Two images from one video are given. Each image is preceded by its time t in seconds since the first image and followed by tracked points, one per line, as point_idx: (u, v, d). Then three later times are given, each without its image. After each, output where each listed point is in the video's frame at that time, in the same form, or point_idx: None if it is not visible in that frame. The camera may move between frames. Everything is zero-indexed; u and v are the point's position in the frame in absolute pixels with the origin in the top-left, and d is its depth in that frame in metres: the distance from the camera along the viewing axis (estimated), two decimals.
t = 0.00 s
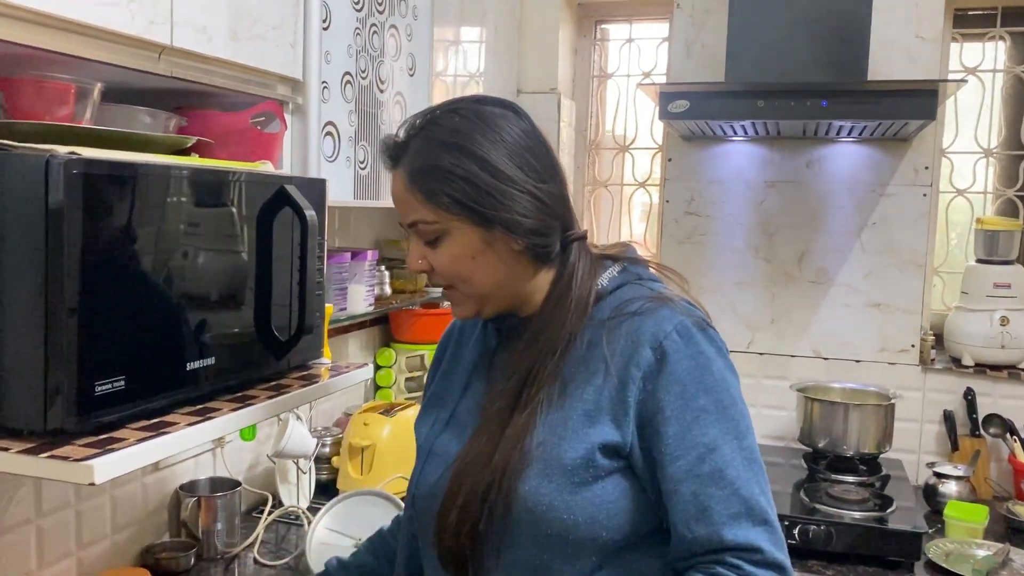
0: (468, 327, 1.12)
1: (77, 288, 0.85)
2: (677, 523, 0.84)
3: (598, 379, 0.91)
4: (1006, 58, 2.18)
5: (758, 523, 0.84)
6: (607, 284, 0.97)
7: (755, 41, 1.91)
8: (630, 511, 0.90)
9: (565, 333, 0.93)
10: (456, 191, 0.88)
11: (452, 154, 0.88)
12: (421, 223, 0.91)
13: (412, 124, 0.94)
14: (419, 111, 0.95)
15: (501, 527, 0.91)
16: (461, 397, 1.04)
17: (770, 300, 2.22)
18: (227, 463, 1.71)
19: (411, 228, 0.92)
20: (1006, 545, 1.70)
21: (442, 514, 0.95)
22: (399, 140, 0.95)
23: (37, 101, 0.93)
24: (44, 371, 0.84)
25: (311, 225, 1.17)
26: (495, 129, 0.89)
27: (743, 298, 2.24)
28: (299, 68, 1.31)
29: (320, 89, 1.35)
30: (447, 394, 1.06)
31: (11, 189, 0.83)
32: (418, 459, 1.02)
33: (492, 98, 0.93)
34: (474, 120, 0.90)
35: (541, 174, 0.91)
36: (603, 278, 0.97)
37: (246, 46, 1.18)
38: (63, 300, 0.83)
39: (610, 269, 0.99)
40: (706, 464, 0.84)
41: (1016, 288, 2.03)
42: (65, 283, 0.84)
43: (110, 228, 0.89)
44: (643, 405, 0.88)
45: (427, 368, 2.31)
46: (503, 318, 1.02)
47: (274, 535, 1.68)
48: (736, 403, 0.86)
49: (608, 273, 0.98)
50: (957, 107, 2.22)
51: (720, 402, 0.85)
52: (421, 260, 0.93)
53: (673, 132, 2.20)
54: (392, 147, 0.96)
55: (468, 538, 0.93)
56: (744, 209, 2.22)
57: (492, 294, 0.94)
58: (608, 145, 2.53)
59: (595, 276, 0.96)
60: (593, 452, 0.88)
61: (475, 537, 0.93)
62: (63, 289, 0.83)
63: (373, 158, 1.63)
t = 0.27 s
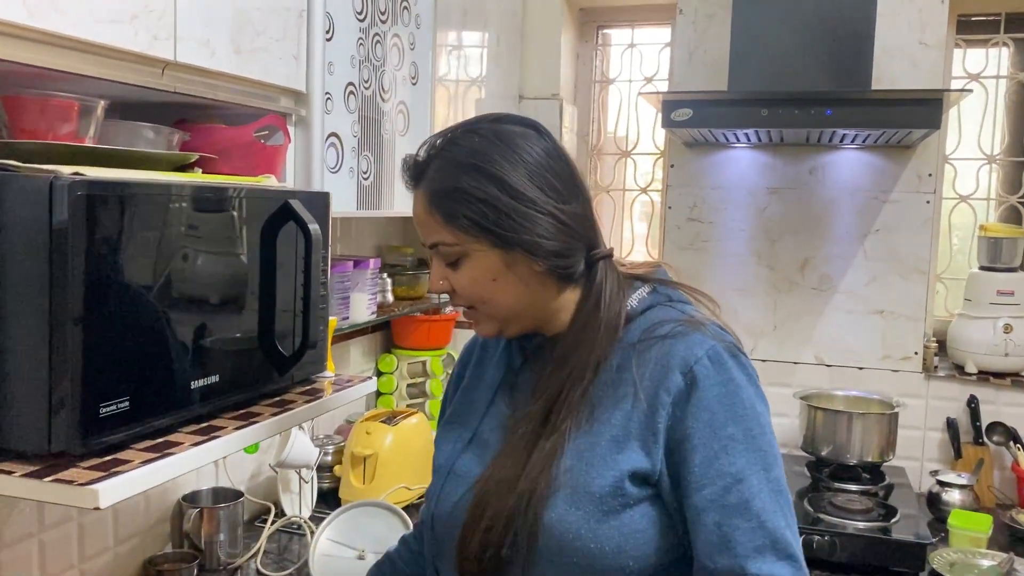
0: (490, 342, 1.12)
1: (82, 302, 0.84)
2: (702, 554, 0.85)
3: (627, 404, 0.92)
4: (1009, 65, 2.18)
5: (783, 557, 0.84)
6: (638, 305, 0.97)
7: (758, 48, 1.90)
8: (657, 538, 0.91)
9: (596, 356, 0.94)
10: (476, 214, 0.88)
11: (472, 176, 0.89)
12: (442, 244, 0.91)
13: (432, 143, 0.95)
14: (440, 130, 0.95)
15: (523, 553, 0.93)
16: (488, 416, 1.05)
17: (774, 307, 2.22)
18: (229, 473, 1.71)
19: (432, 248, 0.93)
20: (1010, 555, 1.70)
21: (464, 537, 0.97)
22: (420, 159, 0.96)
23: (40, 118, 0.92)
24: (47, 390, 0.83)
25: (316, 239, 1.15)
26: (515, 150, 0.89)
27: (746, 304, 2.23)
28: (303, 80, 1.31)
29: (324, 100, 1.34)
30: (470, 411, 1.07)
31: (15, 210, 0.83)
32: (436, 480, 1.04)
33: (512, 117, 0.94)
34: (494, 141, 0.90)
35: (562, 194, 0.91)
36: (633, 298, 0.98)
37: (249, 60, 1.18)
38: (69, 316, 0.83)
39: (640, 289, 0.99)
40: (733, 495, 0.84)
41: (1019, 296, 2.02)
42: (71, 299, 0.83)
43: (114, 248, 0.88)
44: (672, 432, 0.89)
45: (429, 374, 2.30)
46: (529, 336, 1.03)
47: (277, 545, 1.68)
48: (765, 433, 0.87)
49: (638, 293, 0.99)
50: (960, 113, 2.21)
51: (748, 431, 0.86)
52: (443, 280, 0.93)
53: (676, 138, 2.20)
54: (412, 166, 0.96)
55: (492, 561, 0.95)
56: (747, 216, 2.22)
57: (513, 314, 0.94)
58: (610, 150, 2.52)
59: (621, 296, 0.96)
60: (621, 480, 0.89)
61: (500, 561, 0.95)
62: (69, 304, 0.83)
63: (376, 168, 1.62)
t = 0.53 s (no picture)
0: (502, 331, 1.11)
1: (79, 285, 0.82)
2: (721, 546, 0.83)
3: (637, 393, 0.90)
4: (1015, 54, 2.16)
5: (807, 547, 0.83)
6: (649, 291, 0.96)
7: (762, 36, 1.88)
8: (672, 529, 0.90)
9: (606, 344, 0.92)
10: (476, 205, 0.87)
11: (472, 165, 0.87)
12: (444, 233, 0.90)
13: (435, 128, 0.93)
14: (444, 114, 0.93)
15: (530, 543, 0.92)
16: (496, 405, 1.04)
17: (777, 298, 2.20)
18: (229, 463, 1.69)
19: (434, 237, 0.91)
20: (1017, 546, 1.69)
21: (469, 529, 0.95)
22: (424, 143, 0.94)
23: (35, 98, 0.91)
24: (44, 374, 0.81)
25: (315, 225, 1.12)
26: (517, 136, 0.87)
27: (749, 295, 2.22)
28: (303, 64, 1.29)
29: (324, 85, 1.32)
30: (482, 399, 1.07)
31: (9, 190, 0.81)
32: (447, 468, 1.03)
33: (516, 101, 0.91)
34: (496, 127, 0.88)
35: (567, 182, 0.88)
36: (644, 284, 0.97)
37: (249, 42, 1.16)
38: (65, 306, 0.81)
39: (652, 275, 0.98)
40: (753, 484, 0.82)
41: None
42: (68, 289, 0.81)
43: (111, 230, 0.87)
44: (686, 421, 0.87)
45: (430, 366, 2.29)
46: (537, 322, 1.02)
47: (277, 537, 1.66)
48: (785, 421, 0.85)
49: (649, 279, 0.97)
50: (966, 103, 2.20)
51: (768, 420, 0.84)
52: (446, 269, 0.92)
53: (679, 128, 2.18)
54: (416, 151, 0.94)
55: (499, 552, 0.93)
56: (750, 206, 2.20)
57: (517, 304, 0.93)
58: (612, 140, 2.50)
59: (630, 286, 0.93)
60: (631, 469, 0.88)
61: (507, 552, 0.93)
62: (65, 294, 0.81)
63: (377, 155, 1.60)
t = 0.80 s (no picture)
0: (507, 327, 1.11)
1: (70, 278, 0.81)
2: (711, 550, 0.82)
3: (631, 389, 0.88)
4: (1014, 48, 2.15)
5: (801, 555, 0.81)
6: (651, 286, 0.94)
7: (761, 30, 1.87)
8: (665, 530, 0.88)
9: (606, 337, 0.91)
10: (475, 194, 0.86)
11: (471, 153, 0.86)
12: (444, 223, 0.90)
13: (435, 120, 0.92)
14: (444, 105, 0.92)
15: (519, 536, 0.91)
16: (501, 399, 1.04)
17: (775, 293, 2.19)
18: (223, 459, 1.67)
19: (435, 227, 0.91)
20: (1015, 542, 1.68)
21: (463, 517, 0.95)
22: (423, 136, 0.93)
23: (25, 87, 0.89)
24: (33, 369, 0.79)
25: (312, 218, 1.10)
26: (517, 125, 0.86)
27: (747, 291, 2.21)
28: (298, 54, 1.27)
29: (320, 76, 1.31)
30: (488, 392, 1.07)
31: None
32: (450, 457, 1.04)
33: (517, 90, 0.90)
34: (495, 115, 0.86)
35: (569, 170, 0.87)
36: (645, 280, 0.95)
37: (244, 32, 1.14)
38: (55, 301, 0.79)
39: (655, 270, 0.96)
40: (747, 489, 0.80)
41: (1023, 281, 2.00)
42: (58, 283, 0.80)
43: (104, 222, 0.85)
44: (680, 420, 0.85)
45: (426, 361, 2.27)
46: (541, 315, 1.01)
47: (272, 533, 1.64)
48: (785, 424, 0.83)
49: (652, 275, 0.95)
50: (964, 97, 2.19)
51: (767, 423, 0.82)
52: (448, 261, 0.92)
53: (676, 122, 2.17)
54: (416, 143, 0.93)
55: (490, 545, 0.93)
56: (748, 201, 2.19)
57: (520, 295, 0.92)
58: (609, 135, 2.49)
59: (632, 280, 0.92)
60: (619, 466, 0.86)
61: (498, 546, 0.92)
62: (56, 289, 0.79)
63: (373, 148, 1.58)
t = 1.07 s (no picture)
0: (512, 322, 1.08)
1: (69, 272, 0.78)
2: (712, 551, 0.80)
3: (635, 386, 0.86)
4: (1017, 41, 2.13)
5: (804, 559, 0.79)
6: (658, 281, 0.92)
7: (765, 22, 1.85)
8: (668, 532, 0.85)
9: (612, 331, 0.89)
10: (488, 178, 0.84)
11: (484, 136, 0.84)
12: (454, 210, 0.87)
13: (445, 105, 0.90)
14: (454, 91, 0.90)
15: (518, 530, 0.89)
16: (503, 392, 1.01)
17: (776, 288, 2.18)
18: (221, 455, 1.65)
19: (444, 215, 0.89)
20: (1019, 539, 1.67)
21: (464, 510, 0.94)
22: (432, 122, 0.91)
23: (21, 74, 0.86)
24: (30, 364, 0.77)
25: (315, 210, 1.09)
26: (530, 107, 0.84)
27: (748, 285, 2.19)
28: (299, 44, 1.25)
29: (320, 66, 1.28)
30: (490, 386, 1.04)
31: None
32: (449, 452, 1.01)
33: (528, 73, 0.88)
34: (508, 98, 0.85)
35: (583, 153, 0.85)
36: (653, 274, 0.92)
37: (244, 20, 1.11)
38: (53, 294, 0.77)
39: (663, 265, 0.93)
40: (750, 491, 0.79)
41: None
42: (56, 275, 0.77)
43: (103, 213, 0.83)
44: (684, 419, 0.83)
45: (424, 357, 2.25)
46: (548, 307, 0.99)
47: (270, 531, 1.62)
48: (791, 425, 0.81)
49: (661, 269, 0.93)
50: (967, 91, 2.17)
51: (772, 424, 0.80)
52: (457, 251, 0.90)
53: (678, 114, 2.15)
54: (425, 130, 0.92)
55: (492, 540, 0.91)
56: (750, 195, 2.17)
57: (531, 285, 0.90)
58: (609, 128, 2.47)
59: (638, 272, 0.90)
60: (621, 465, 0.84)
61: (498, 542, 0.91)
62: (54, 281, 0.77)
63: (373, 140, 1.56)
